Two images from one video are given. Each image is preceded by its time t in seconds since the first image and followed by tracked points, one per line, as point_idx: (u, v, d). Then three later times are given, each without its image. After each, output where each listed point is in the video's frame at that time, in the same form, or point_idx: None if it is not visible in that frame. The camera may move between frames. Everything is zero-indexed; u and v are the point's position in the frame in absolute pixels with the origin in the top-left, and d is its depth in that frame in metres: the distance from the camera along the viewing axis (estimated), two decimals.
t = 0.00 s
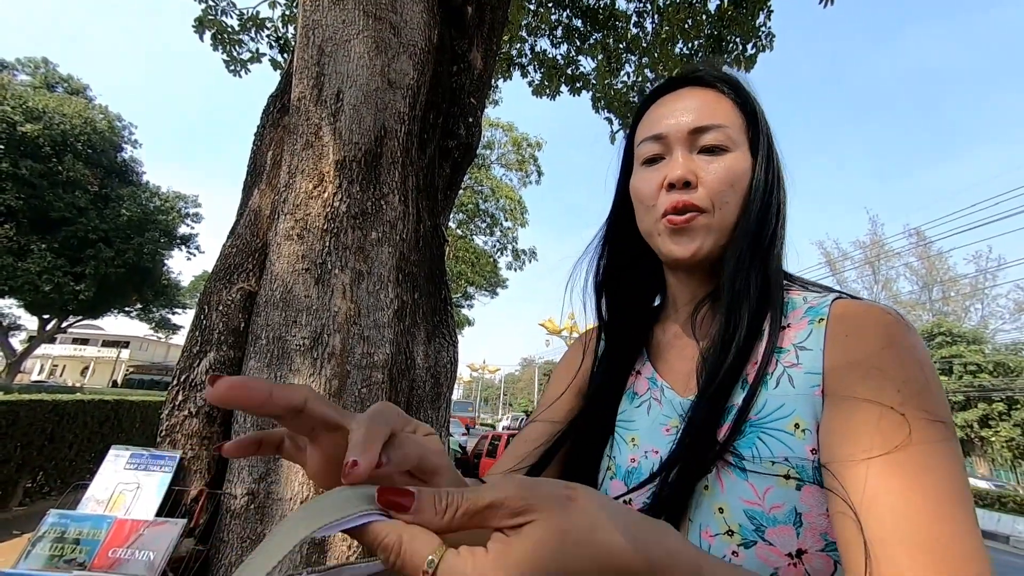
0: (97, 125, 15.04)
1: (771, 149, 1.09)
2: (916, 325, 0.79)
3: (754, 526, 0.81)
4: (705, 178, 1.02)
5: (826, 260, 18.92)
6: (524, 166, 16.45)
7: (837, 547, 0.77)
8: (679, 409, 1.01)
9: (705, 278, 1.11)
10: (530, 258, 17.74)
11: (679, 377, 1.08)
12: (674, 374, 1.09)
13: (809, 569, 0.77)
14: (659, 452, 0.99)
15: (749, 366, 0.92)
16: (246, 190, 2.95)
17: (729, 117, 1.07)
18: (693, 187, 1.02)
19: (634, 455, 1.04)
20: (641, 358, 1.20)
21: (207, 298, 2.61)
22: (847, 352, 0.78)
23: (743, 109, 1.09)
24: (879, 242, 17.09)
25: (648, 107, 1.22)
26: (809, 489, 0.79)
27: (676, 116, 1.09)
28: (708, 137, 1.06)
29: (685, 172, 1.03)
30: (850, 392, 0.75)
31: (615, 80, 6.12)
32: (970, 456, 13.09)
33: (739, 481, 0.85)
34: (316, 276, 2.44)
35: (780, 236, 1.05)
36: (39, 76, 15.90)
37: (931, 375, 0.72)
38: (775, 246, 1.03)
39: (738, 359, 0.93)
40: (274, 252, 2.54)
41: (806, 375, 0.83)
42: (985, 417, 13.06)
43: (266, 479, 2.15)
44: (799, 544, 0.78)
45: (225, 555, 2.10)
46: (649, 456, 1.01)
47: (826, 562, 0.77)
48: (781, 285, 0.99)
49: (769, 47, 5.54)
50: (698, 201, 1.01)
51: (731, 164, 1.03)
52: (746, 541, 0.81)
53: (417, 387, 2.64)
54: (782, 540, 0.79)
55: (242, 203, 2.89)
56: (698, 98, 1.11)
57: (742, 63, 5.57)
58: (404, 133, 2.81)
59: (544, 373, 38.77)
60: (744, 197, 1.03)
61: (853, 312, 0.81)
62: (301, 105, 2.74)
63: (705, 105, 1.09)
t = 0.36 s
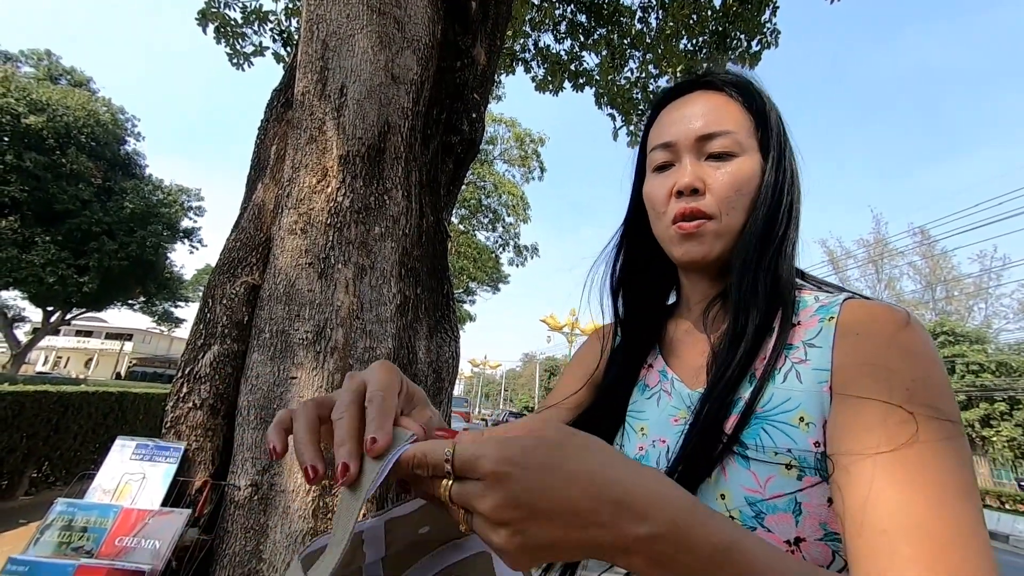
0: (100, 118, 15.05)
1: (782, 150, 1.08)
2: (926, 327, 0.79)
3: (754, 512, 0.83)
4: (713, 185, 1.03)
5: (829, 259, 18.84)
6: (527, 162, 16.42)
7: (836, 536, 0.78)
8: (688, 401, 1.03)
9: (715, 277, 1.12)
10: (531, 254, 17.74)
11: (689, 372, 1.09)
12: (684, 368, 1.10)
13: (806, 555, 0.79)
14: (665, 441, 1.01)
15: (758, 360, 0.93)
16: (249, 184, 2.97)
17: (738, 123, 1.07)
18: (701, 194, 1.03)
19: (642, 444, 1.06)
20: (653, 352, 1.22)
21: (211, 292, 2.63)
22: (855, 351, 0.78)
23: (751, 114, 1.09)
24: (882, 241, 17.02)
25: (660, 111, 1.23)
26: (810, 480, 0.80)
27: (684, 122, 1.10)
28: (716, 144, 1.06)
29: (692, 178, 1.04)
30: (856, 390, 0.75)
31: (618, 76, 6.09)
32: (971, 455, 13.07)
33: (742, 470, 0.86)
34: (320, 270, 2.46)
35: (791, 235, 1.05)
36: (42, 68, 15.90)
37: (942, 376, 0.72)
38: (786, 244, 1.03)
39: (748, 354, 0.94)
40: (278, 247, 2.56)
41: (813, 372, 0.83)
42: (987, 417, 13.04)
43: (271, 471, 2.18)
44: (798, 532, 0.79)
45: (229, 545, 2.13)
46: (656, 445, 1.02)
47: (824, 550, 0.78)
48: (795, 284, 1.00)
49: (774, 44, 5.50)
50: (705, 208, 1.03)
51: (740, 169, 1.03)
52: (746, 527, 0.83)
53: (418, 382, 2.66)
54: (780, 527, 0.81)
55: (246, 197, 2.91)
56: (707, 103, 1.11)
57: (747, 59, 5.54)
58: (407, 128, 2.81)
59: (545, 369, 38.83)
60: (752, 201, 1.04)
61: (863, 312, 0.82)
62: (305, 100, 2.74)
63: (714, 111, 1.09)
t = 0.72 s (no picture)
0: (98, 108, 14.97)
1: (792, 152, 1.08)
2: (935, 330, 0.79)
3: (754, 506, 0.84)
4: (718, 189, 1.03)
5: (828, 258, 18.87)
6: (527, 157, 16.38)
7: (837, 535, 0.78)
8: (693, 396, 1.04)
9: (723, 276, 1.12)
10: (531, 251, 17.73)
11: (697, 368, 1.09)
12: (692, 365, 1.11)
13: (803, 550, 0.80)
14: (669, 435, 1.02)
15: (764, 358, 0.95)
16: (250, 178, 2.96)
17: (744, 127, 1.07)
18: (706, 199, 1.04)
19: (645, 436, 1.07)
20: (660, 349, 1.23)
21: (212, 285, 2.63)
22: (866, 354, 0.79)
23: (757, 117, 1.09)
24: (881, 240, 17.04)
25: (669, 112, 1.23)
26: (812, 477, 0.81)
27: (692, 126, 1.10)
28: (721, 148, 1.06)
29: (698, 183, 1.04)
30: (868, 394, 0.76)
31: (620, 72, 6.07)
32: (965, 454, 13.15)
33: (745, 466, 0.88)
34: (319, 264, 2.46)
35: (800, 235, 1.05)
36: (39, 58, 15.79)
37: (953, 381, 0.73)
38: (793, 243, 1.03)
39: (755, 351, 0.95)
40: (278, 240, 2.56)
41: (821, 373, 0.85)
42: (981, 416, 13.11)
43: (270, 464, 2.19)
44: (797, 527, 0.80)
45: (228, 536, 2.15)
46: (660, 439, 1.04)
47: (823, 548, 0.78)
48: (804, 285, 1.00)
49: (776, 41, 5.49)
50: (710, 213, 1.04)
51: (745, 174, 1.04)
52: (745, 520, 0.85)
53: (417, 376, 2.68)
54: (780, 522, 0.82)
55: (247, 190, 2.91)
56: (715, 106, 1.11)
57: (749, 57, 5.53)
58: (407, 123, 2.81)
59: (543, 366, 38.91)
60: (758, 203, 1.04)
61: (874, 315, 0.82)
62: (305, 93, 2.73)
63: (722, 114, 1.09)
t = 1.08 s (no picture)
0: (92, 101, 14.82)
1: (783, 152, 1.08)
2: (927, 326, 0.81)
3: (749, 501, 0.85)
4: (707, 197, 1.04)
5: (823, 257, 18.97)
6: (525, 155, 16.36)
7: (831, 530, 0.78)
8: (690, 395, 1.05)
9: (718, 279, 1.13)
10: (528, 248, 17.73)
11: (694, 368, 1.11)
12: (689, 364, 1.12)
13: (798, 546, 0.80)
14: (664, 433, 1.03)
15: (760, 356, 0.95)
16: (246, 174, 2.95)
17: (731, 132, 1.08)
18: (695, 207, 1.05)
19: (641, 435, 1.08)
20: (657, 350, 1.24)
21: (207, 281, 2.62)
22: (861, 349, 0.80)
23: (744, 122, 1.10)
24: (876, 240, 17.15)
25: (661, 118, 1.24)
26: (805, 472, 0.82)
27: (683, 133, 1.11)
28: (709, 156, 1.07)
29: (686, 191, 1.06)
30: (862, 388, 0.76)
31: (618, 70, 6.07)
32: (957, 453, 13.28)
33: (739, 461, 0.89)
34: (316, 261, 2.46)
35: (794, 235, 1.05)
36: (31, 49, 15.60)
37: (946, 376, 0.74)
38: (788, 242, 1.04)
39: (751, 350, 0.96)
40: (274, 237, 2.55)
41: (816, 369, 0.85)
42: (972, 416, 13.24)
43: (266, 461, 2.19)
44: (790, 522, 0.81)
45: (223, 533, 2.15)
46: (655, 437, 1.05)
47: (817, 544, 0.79)
48: (800, 284, 1.01)
49: (774, 40, 5.51)
50: (700, 220, 1.05)
51: (734, 180, 1.04)
52: (739, 516, 0.85)
53: (413, 374, 2.68)
54: (774, 517, 0.82)
55: (243, 187, 2.89)
56: (706, 111, 1.11)
57: (747, 56, 5.55)
58: (405, 120, 2.80)
59: (539, 363, 38.99)
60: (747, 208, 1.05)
61: (868, 312, 0.83)
62: (302, 90, 2.72)
63: (711, 120, 1.10)
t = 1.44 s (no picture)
0: (87, 102, 14.76)
1: (763, 156, 1.09)
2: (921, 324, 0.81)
3: (738, 501, 0.86)
4: (685, 204, 1.06)
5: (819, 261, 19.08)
6: (522, 158, 16.40)
7: (819, 533, 0.78)
8: (681, 397, 1.05)
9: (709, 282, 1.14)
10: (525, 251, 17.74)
11: (687, 370, 1.11)
12: (681, 367, 1.13)
13: (786, 548, 0.80)
14: (656, 435, 1.04)
15: (752, 358, 0.96)
16: (242, 176, 2.94)
17: (704, 139, 1.09)
18: (674, 216, 1.07)
19: (633, 437, 1.08)
20: (654, 354, 1.25)
21: (201, 284, 2.61)
22: (855, 350, 0.81)
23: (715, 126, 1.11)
24: (870, 244, 17.28)
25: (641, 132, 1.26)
26: (793, 473, 0.83)
27: (659, 145, 1.13)
28: (684, 164, 1.08)
29: (664, 200, 1.07)
30: (857, 391, 0.77)
31: (615, 74, 6.11)
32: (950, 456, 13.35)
33: (729, 461, 0.89)
34: (311, 265, 2.45)
35: (779, 236, 1.05)
36: (26, 49, 15.52)
37: (942, 375, 0.74)
38: (774, 242, 1.05)
39: (743, 352, 0.97)
40: (269, 240, 2.54)
41: (807, 370, 0.86)
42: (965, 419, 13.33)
43: (259, 465, 2.18)
44: (778, 524, 0.81)
45: (215, 538, 2.13)
46: (646, 439, 1.05)
47: (807, 547, 0.79)
48: (791, 287, 1.02)
49: (769, 45, 5.56)
50: (680, 228, 1.07)
51: (709, 187, 1.06)
52: (727, 517, 0.86)
53: (408, 377, 2.68)
54: (759, 518, 0.83)
55: (238, 189, 2.88)
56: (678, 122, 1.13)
57: (743, 61, 5.59)
58: (401, 124, 2.80)
59: (536, 366, 38.97)
60: (728, 211, 1.06)
61: (861, 313, 0.84)
62: (298, 93, 2.72)
63: (684, 129, 1.11)
